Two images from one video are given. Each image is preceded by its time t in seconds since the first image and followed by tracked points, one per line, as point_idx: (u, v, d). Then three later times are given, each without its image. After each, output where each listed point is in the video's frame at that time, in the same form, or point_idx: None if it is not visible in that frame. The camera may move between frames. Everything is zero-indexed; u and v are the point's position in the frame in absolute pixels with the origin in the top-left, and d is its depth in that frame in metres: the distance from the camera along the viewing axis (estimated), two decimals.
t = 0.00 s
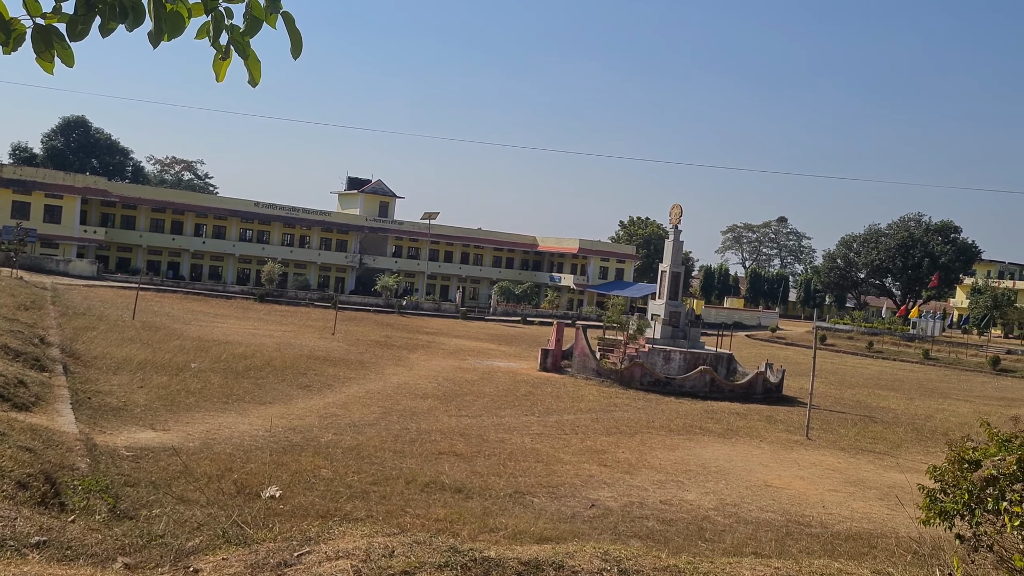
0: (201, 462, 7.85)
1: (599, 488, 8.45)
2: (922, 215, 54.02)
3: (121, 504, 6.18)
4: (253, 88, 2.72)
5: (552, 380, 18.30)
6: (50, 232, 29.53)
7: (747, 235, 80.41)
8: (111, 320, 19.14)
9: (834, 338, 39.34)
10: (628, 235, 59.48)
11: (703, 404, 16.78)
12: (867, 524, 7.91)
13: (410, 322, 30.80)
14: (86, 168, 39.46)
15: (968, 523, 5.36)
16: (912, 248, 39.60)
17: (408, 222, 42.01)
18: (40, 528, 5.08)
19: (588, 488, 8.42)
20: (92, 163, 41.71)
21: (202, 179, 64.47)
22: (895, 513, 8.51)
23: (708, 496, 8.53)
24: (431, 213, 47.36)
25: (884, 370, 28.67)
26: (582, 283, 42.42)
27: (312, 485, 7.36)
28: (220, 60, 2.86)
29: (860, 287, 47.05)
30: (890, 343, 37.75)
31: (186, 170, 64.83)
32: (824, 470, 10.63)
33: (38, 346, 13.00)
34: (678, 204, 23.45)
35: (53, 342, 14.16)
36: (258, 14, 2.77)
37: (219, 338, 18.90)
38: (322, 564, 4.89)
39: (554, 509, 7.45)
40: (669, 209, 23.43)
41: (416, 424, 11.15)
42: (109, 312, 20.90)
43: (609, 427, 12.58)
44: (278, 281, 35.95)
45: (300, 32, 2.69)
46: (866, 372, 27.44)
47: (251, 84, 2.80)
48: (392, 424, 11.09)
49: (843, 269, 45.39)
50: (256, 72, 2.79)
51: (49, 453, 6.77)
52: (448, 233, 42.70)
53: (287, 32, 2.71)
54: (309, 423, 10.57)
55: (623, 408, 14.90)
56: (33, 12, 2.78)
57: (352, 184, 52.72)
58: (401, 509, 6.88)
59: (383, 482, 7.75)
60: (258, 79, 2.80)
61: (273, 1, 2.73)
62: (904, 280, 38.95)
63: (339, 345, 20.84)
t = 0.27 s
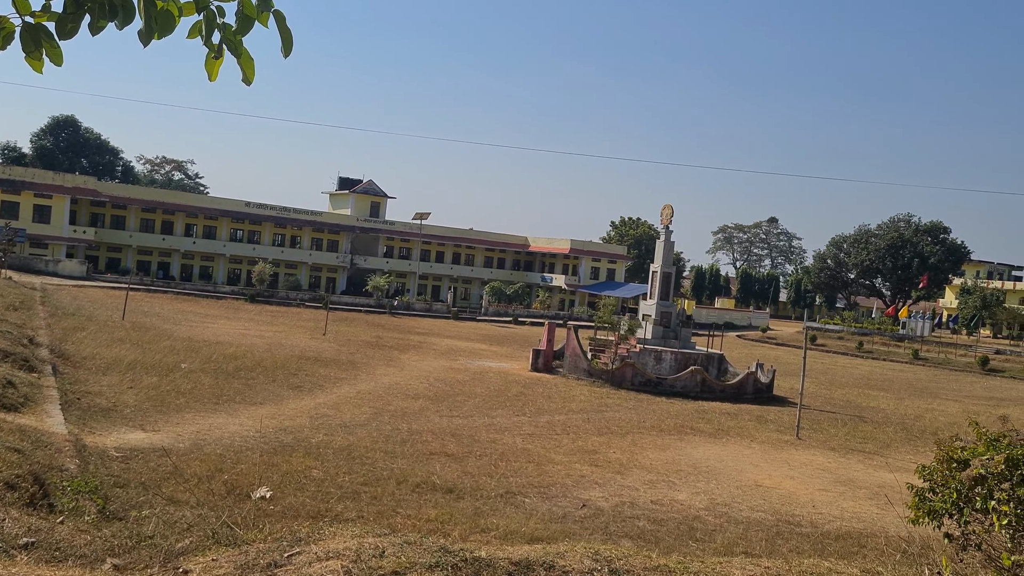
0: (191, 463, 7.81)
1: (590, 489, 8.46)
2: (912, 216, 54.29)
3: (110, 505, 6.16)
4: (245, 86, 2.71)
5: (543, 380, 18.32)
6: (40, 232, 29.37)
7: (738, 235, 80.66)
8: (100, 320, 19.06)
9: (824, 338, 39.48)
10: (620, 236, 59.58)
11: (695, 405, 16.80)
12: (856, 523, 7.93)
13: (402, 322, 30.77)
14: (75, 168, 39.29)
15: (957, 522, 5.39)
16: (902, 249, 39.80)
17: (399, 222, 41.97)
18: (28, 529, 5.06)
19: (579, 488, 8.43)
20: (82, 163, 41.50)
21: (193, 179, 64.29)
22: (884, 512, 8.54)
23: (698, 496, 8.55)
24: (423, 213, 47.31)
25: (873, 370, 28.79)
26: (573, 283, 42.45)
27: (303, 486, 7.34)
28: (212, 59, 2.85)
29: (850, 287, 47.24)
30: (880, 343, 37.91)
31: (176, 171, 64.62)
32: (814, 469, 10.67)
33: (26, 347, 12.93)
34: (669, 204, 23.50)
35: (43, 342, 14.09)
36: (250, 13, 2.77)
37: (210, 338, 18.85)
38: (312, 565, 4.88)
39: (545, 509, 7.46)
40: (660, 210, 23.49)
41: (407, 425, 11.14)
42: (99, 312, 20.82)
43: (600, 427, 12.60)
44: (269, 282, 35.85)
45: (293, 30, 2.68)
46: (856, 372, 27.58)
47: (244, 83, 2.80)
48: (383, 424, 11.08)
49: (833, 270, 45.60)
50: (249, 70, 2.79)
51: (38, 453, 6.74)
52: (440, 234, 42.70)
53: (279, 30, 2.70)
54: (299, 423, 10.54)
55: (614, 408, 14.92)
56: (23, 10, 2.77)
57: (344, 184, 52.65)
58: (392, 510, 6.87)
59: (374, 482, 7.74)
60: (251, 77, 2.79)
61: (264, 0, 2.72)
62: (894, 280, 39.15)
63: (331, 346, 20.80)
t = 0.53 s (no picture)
0: (180, 463, 7.78)
1: (581, 488, 8.47)
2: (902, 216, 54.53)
3: (99, 506, 6.13)
4: (238, 83, 2.70)
5: (534, 380, 18.32)
6: (29, 232, 29.20)
7: (728, 235, 80.92)
8: (90, 320, 18.98)
9: (815, 338, 39.62)
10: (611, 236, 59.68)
11: (685, 404, 16.83)
12: (846, 522, 7.96)
13: (393, 322, 30.75)
14: (65, 168, 39.09)
15: (946, 521, 5.41)
16: (892, 249, 40.00)
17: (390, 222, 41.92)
18: (16, 530, 5.03)
19: (570, 488, 8.43)
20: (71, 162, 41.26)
21: (183, 178, 64.05)
22: (874, 512, 8.57)
23: (689, 496, 8.57)
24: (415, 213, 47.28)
25: (863, 370, 28.90)
26: (564, 283, 42.46)
27: (294, 486, 7.33)
28: (204, 56, 2.84)
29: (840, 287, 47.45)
30: (870, 343, 38.08)
31: (166, 170, 64.39)
32: (803, 469, 10.69)
33: (14, 347, 12.86)
34: (660, 204, 23.54)
35: (31, 342, 14.01)
36: (243, 9, 2.76)
37: (200, 338, 18.79)
38: (302, 565, 4.87)
39: (536, 509, 7.45)
40: (651, 210, 23.55)
41: (397, 425, 11.13)
42: (89, 312, 20.73)
43: (591, 426, 12.61)
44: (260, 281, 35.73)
45: (286, 27, 2.68)
46: (846, 372, 27.68)
47: (237, 80, 2.79)
48: (374, 424, 11.06)
49: (823, 270, 45.80)
50: (242, 67, 2.78)
51: (26, 454, 6.71)
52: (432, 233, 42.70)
53: (272, 27, 2.69)
54: (290, 423, 10.51)
55: (605, 408, 14.93)
56: (12, 7, 2.75)
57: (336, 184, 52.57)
58: (383, 509, 6.86)
59: (365, 482, 7.73)
60: (244, 74, 2.79)
61: None
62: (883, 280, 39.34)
63: (322, 345, 20.75)
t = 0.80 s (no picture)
0: (174, 463, 7.76)
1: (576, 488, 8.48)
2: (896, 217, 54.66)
3: (93, 506, 6.12)
4: (234, 82, 2.70)
5: (529, 380, 18.33)
6: (23, 231, 29.12)
7: (723, 235, 81.09)
8: (84, 320, 18.95)
9: (809, 339, 39.70)
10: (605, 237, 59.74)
11: (680, 405, 16.85)
12: (840, 523, 7.98)
13: (388, 322, 30.74)
14: (59, 167, 38.97)
15: (939, 521, 5.42)
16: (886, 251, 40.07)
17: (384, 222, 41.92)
18: (9, 530, 5.02)
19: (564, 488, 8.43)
20: (66, 162, 41.20)
21: (178, 178, 63.96)
22: (868, 512, 8.59)
23: (683, 496, 8.58)
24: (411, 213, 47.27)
25: (857, 371, 28.97)
26: (559, 283, 42.48)
27: (288, 486, 7.32)
28: (201, 55, 2.84)
29: (835, 288, 47.53)
30: (864, 344, 38.17)
31: (161, 170, 64.37)
32: (797, 469, 10.71)
33: (8, 346, 12.84)
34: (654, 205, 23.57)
35: (24, 341, 14.00)
36: (239, 9, 2.75)
37: (194, 338, 18.77)
38: (297, 566, 4.87)
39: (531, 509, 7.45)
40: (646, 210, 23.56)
41: (392, 425, 11.13)
42: (82, 312, 20.70)
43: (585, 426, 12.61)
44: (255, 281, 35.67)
45: (284, 25, 2.67)
46: (841, 372, 27.74)
47: (233, 78, 2.79)
48: (368, 424, 11.06)
49: (818, 271, 45.89)
50: (238, 66, 2.78)
51: (20, 453, 6.70)
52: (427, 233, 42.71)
53: (270, 25, 2.69)
54: (285, 423, 10.50)
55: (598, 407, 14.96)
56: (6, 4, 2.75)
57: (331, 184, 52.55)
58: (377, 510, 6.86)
59: (359, 482, 7.72)
60: (241, 73, 2.78)
61: None
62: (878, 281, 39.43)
63: (316, 345, 20.74)
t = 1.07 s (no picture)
0: (173, 463, 7.76)
1: (574, 489, 8.48)
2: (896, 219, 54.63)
3: (92, 505, 6.12)
4: (237, 82, 2.70)
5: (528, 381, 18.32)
6: (22, 229, 29.11)
7: (723, 237, 81.00)
8: (83, 319, 18.93)
9: (808, 341, 39.68)
10: (605, 238, 59.73)
11: (679, 406, 16.85)
12: (839, 525, 7.97)
13: (387, 322, 30.71)
14: (59, 166, 38.96)
15: (938, 524, 5.42)
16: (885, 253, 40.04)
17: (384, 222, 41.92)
18: (8, 529, 5.01)
19: (563, 489, 8.42)
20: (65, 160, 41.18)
21: (178, 176, 63.92)
22: (867, 514, 8.59)
23: (682, 498, 8.58)
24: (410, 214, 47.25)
25: (856, 373, 28.95)
26: (559, 284, 42.46)
27: (287, 486, 7.32)
28: (203, 54, 2.84)
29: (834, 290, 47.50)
30: (863, 346, 38.15)
31: (160, 168, 64.32)
32: (796, 471, 10.70)
33: (7, 345, 12.83)
34: (655, 206, 23.55)
35: (23, 340, 13.98)
36: (241, 8, 2.75)
37: (193, 337, 18.76)
38: (295, 565, 4.87)
39: (529, 510, 7.45)
40: (646, 211, 23.54)
41: (391, 425, 11.12)
42: (81, 311, 20.68)
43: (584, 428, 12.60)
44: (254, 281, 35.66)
45: (286, 26, 2.68)
46: (840, 375, 27.72)
47: (234, 78, 2.79)
48: (368, 424, 11.05)
49: (817, 273, 45.86)
50: (240, 65, 2.77)
51: (19, 452, 6.70)
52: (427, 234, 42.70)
53: (272, 25, 2.69)
54: (284, 423, 10.50)
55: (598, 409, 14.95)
56: (7, 4, 2.74)
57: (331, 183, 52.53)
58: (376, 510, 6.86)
59: (358, 482, 7.72)
60: (242, 73, 2.78)
61: None
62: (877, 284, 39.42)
63: (315, 345, 20.73)
